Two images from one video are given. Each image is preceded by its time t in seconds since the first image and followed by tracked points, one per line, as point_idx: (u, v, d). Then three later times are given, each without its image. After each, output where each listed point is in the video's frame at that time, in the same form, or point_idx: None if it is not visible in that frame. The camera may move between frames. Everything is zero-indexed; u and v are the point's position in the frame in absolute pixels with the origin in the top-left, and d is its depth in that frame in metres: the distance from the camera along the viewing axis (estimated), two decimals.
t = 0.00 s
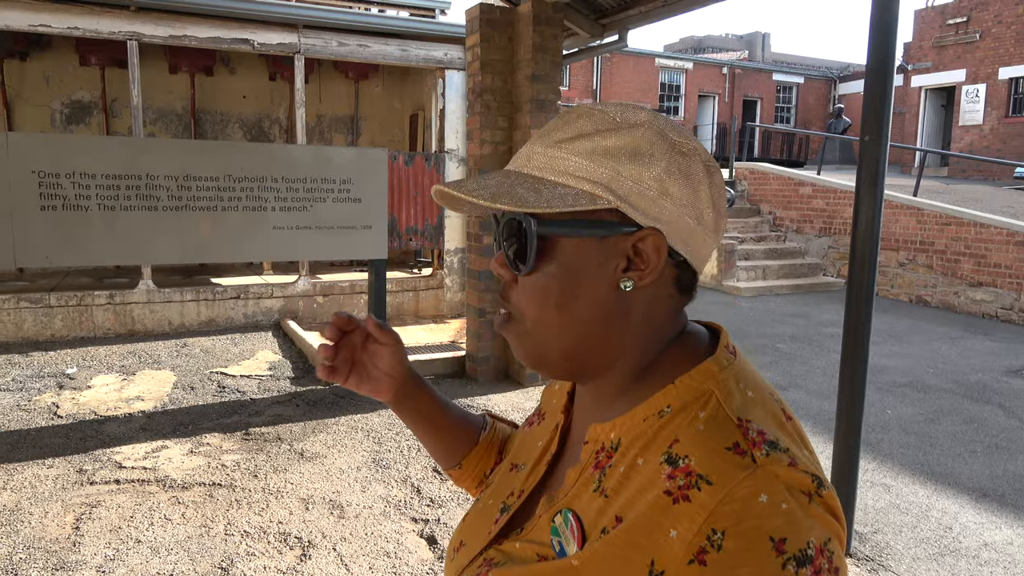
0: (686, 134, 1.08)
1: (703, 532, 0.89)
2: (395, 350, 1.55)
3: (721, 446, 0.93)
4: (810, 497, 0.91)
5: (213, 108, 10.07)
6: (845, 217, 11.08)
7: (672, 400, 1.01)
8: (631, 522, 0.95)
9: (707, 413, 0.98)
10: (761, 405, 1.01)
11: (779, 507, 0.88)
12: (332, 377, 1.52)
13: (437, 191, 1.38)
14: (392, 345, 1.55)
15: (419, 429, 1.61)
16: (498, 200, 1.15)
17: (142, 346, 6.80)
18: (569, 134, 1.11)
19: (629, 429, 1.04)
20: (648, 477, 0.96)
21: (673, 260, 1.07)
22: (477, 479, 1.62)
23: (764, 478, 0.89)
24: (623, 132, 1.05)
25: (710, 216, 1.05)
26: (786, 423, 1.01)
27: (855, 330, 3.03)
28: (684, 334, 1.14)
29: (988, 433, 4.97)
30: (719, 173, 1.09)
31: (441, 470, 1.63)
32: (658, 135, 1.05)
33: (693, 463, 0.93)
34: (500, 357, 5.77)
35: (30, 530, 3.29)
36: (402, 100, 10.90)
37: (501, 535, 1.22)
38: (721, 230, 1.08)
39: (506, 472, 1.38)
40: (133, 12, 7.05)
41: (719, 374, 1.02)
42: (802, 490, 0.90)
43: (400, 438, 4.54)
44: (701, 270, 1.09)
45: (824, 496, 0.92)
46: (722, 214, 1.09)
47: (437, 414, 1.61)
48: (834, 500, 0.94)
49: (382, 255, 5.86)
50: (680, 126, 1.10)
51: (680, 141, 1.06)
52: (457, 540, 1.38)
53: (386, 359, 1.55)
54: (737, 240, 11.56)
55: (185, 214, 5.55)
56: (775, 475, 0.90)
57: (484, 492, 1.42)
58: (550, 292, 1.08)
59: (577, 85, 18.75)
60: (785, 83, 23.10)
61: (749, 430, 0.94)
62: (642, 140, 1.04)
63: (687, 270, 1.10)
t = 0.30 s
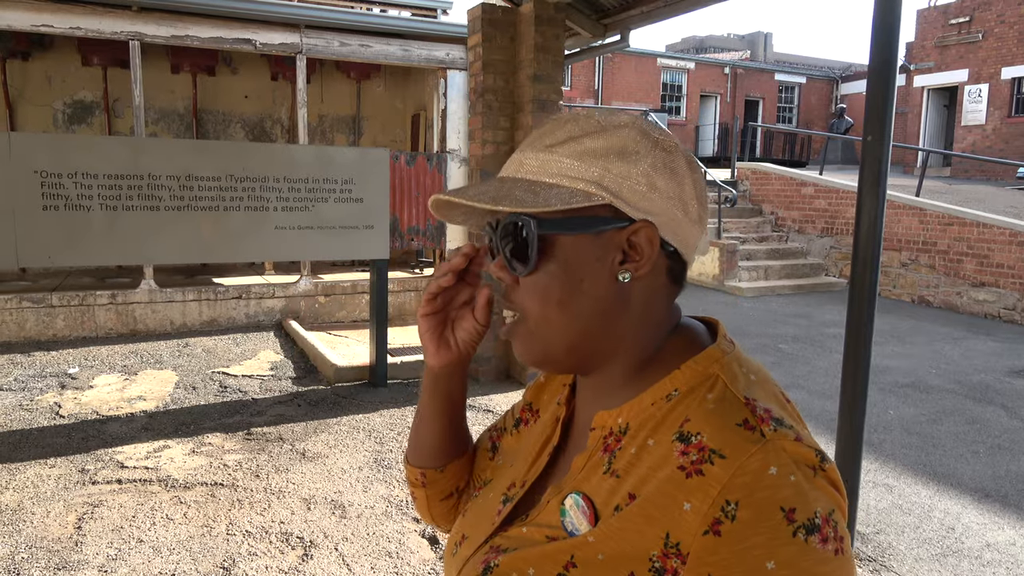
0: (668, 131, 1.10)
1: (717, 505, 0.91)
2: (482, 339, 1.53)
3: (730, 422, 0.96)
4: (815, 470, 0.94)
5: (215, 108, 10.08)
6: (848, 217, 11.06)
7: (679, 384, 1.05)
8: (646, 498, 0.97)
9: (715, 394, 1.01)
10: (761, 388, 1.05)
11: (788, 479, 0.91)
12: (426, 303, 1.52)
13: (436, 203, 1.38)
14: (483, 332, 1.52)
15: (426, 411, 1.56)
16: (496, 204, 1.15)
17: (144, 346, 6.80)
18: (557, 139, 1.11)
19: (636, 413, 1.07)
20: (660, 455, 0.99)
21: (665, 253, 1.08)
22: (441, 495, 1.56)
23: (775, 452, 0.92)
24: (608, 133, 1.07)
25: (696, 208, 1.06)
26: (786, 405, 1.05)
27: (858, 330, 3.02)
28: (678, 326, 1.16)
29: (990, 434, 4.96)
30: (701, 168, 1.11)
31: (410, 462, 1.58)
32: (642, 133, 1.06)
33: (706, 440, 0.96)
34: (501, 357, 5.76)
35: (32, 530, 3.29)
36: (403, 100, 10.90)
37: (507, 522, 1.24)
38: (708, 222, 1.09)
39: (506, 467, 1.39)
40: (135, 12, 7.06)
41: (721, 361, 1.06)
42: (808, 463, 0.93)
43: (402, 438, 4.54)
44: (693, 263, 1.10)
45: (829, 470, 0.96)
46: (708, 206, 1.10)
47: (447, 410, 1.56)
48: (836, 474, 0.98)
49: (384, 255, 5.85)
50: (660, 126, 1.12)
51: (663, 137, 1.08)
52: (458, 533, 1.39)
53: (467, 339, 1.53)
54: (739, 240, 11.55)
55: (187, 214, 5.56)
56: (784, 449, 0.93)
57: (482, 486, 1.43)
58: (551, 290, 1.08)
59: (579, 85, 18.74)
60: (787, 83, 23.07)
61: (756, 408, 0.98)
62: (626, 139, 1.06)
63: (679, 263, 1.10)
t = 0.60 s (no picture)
0: (676, 134, 1.10)
1: (734, 503, 0.92)
2: (496, 331, 1.57)
3: (745, 422, 0.97)
4: (826, 469, 0.95)
5: (217, 108, 10.09)
6: (849, 217, 11.06)
7: (690, 383, 1.06)
8: (663, 496, 0.98)
9: (728, 394, 1.02)
10: (770, 388, 1.06)
11: (802, 477, 0.92)
12: (447, 290, 1.56)
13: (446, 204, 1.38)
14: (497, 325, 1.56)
15: (436, 401, 1.57)
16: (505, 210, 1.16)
17: (147, 346, 6.82)
18: (567, 143, 1.12)
19: (649, 412, 1.07)
20: (676, 454, 1.00)
21: (673, 256, 1.09)
22: (440, 497, 1.56)
23: (790, 452, 0.93)
24: (619, 138, 1.07)
25: (703, 212, 1.07)
26: (792, 404, 1.06)
27: (859, 330, 3.02)
28: (686, 327, 1.17)
29: (991, 434, 4.97)
30: (709, 170, 1.11)
31: (411, 460, 1.57)
32: (651, 139, 1.07)
33: (722, 439, 0.96)
34: (502, 357, 5.77)
35: (36, 529, 3.30)
36: (405, 100, 10.91)
37: (516, 519, 1.24)
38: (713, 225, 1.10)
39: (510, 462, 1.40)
40: (138, 13, 7.08)
41: (732, 362, 1.07)
42: (819, 461, 0.95)
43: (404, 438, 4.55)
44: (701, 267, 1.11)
45: (839, 468, 0.97)
46: (714, 208, 1.11)
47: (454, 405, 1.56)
48: (845, 473, 0.99)
49: (386, 254, 5.86)
50: (669, 129, 1.12)
51: (671, 140, 1.08)
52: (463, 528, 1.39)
53: (481, 329, 1.56)
54: (741, 240, 11.56)
55: (190, 214, 5.57)
56: (797, 449, 0.94)
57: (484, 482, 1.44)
58: (559, 293, 1.09)
59: (581, 85, 18.76)
60: (788, 83, 23.07)
61: (770, 408, 0.99)
62: (636, 145, 1.06)
63: (687, 266, 1.11)
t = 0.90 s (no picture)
0: (684, 134, 1.10)
1: (737, 503, 0.92)
2: (506, 323, 1.55)
3: (751, 423, 0.97)
4: (831, 472, 0.95)
5: (219, 109, 10.11)
6: (850, 217, 11.05)
7: (699, 383, 1.05)
8: (665, 493, 0.98)
9: (735, 396, 1.02)
10: (777, 391, 1.05)
11: (806, 480, 0.92)
12: (458, 280, 1.55)
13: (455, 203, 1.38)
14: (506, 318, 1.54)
15: (444, 392, 1.56)
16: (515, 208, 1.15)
17: (148, 346, 6.82)
18: (576, 142, 1.12)
19: (655, 410, 1.08)
20: (680, 452, 1.00)
21: (682, 255, 1.08)
22: (448, 487, 1.57)
23: (795, 454, 0.93)
24: (628, 137, 1.07)
25: (711, 210, 1.07)
26: (800, 408, 1.06)
27: (861, 330, 3.02)
28: (695, 327, 1.16)
29: (993, 434, 4.96)
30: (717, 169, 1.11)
31: (419, 451, 1.58)
32: (659, 137, 1.07)
33: (727, 439, 0.97)
34: (504, 357, 5.78)
35: (39, 529, 3.31)
36: (406, 100, 10.92)
37: (520, 511, 1.25)
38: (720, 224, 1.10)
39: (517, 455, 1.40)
40: (139, 13, 7.09)
41: (741, 364, 1.07)
42: (824, 465, 0.95)
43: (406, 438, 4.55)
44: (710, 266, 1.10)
45: (844, 473, 0.97)
46: (722, 207, 1.11)
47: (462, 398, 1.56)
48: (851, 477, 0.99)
49: (387, 254, 5.86)
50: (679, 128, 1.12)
51: (680, 140, 1.08)
52: (468, 521, 1.40)
53: (491, 321, 1.54)
54: (742, 240, 11.56)
55: (191, 214, 5.57)
56: (803, 452, 0.94)
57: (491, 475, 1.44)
58: (566, 290, 1.09)
59: (581, 85, 18.77)
60: (789, 83, 23.06)
61: (776, 411, 0.98)
62: (644, 143, 1.06)
63: (696, 266, 1.11)
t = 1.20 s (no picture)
0: (705, 137, 1.08)
1: (737, 513, 0.93)
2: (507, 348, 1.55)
3: (754, 431, 0.97)
4: (832, 482, 0.97)
5: (220, 109, 10.12)
6: (851, 217, 11.05)
7: (702, 390, 1.06)
8: (667, 502, 0.99)
9: (737, 402, 1.02)
10: (782, 397, 1.06)
11: (807, 489, 0.93)
12: (459, 305, 1.55)
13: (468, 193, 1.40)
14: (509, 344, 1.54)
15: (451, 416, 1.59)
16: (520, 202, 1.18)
17: (150, 346, 6.83)
18: (590, 140, 1.12)
19: (657, 416, 1.08)
20: (681, 459, 1.00)
21: (692, 259, 1.08)
22: (471, 500, 1.58)
23: (796, 464, 0.94)
24: (642, 138, 1.06)
25: (728, 215, 1.05)
26: (805, 414, 1.06)
27: (862, 330, 3.02)
28: (702, 333, 1.16)
29: (995, 434, 4.96)
30: (738, 174, 1.09)
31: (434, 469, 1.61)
32: (675, 140, 1.06)
33: (729, 447, 0.97)
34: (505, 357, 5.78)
35: (41, 529, 3.31)
36: (407, 100, 10.93)
37: (521, 515, 1.25)
38: (740, 230, 1.08)
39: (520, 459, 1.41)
40: (141, 14, 7.09)
41: (745, 370, 1.07)
42: (825, 474, 0.96)
43: (407, 438, 4.56)
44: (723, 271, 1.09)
45: (845, 482, 0.98)
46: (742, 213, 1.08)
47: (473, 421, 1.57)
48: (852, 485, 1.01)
49: (389, 255, 5.87)
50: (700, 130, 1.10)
51: (697, 143, 1.06)
52: (472, 525, 1.40)
53: (493, 346, 1.55)
54: (743, 240, 11.56)
55: (194, 215, 5.58)
56: (804, 460, 0.95)
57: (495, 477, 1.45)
58: (572, 288, 1.10)
59: (582, 85, 18.78)
60: (791, 83, 23.06)
61: (779, 419, 0.99)
62: (659, 144, 1.05)
63: (707, 271, 1.10)
